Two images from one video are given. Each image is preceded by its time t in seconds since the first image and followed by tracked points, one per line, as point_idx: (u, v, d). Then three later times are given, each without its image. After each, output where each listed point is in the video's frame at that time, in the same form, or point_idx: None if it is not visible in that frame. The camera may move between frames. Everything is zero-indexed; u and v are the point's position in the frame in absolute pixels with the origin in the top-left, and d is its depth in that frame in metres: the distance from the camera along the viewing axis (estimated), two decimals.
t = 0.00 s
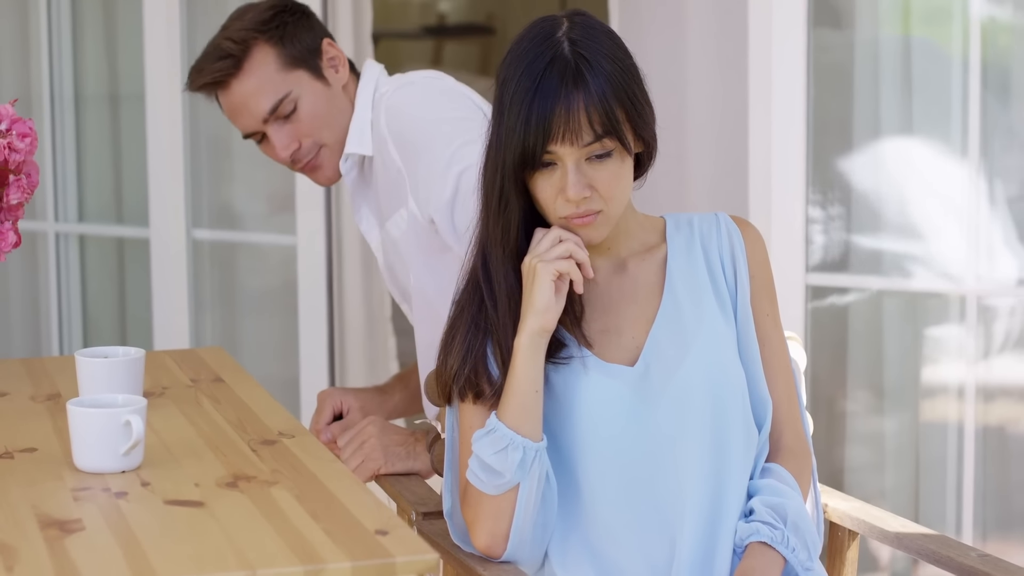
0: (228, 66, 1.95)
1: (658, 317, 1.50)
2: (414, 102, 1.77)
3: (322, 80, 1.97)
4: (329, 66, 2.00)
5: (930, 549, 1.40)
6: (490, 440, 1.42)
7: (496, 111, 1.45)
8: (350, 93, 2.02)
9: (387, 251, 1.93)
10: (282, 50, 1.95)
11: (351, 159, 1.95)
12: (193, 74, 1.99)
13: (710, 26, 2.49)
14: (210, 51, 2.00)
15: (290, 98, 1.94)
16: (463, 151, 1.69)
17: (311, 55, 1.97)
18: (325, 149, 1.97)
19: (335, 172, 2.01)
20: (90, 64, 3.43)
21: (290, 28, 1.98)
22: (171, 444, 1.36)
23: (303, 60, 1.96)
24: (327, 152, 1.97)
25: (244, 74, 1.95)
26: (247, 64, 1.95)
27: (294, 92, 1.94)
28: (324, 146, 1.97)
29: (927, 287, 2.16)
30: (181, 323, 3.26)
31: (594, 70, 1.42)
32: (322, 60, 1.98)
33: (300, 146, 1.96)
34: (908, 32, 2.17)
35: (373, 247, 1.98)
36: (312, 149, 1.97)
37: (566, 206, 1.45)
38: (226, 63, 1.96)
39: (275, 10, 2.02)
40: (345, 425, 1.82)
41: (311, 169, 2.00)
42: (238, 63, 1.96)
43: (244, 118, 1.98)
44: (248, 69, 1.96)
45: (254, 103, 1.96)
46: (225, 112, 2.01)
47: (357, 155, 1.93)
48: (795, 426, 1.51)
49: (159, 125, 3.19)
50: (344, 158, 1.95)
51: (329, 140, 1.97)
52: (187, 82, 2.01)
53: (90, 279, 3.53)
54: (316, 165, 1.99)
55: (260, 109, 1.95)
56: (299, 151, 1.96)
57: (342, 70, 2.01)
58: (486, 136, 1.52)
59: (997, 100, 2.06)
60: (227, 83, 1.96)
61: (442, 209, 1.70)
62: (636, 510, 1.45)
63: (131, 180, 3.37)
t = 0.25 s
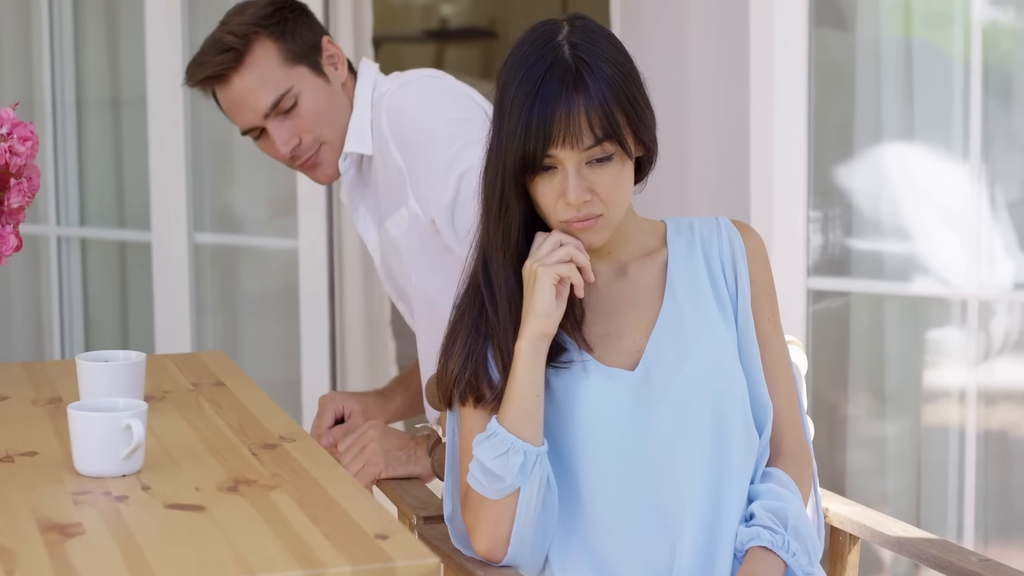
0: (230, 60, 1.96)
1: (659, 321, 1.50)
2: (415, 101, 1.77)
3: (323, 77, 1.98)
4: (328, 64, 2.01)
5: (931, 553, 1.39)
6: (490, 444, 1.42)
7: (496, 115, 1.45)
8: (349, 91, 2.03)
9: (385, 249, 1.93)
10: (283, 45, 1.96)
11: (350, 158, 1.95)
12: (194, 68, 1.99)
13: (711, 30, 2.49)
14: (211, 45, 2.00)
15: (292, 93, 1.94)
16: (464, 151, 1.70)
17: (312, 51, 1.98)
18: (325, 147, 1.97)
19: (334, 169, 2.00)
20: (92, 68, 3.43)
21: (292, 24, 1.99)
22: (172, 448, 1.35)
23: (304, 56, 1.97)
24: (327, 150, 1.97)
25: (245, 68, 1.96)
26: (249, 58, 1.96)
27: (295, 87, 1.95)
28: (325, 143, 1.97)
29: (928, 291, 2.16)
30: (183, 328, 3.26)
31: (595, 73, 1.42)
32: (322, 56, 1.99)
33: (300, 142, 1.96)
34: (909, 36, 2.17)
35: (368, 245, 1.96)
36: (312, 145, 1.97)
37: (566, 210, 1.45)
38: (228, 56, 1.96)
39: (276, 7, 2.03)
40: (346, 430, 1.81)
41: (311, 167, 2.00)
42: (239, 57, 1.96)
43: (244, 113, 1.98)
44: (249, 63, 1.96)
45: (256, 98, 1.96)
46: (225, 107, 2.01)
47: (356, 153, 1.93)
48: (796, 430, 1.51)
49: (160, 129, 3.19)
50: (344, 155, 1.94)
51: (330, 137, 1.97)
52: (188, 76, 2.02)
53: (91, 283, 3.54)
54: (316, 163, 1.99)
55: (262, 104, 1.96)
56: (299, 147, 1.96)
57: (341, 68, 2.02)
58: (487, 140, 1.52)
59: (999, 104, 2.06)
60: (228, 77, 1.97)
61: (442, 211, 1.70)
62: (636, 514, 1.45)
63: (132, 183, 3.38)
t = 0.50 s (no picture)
0: (236, 53, 1.96)
1: (659, 325, 1.50)
2: (421, 102, 1.77)
3: (327, 74, 1.98)
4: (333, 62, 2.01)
5: (931, 558, 1.39)
6: (490, 448, 1.42)
7: (497, 119, 1.45)
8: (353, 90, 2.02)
9: (385, 247, 1.94)
10: (289, 40, 1.96)
11: (352, 158, 1.96)
12: (200, 60, 2.00)
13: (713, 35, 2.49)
14: (217, 38, 2.00)
15: (296, 89, 1.94)
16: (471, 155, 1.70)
17: (317, 48, 1.98)
18: (328, 145, 1.97)
19: (336, 169, 2.01)
20: (94, 72, 3.44)
21: (298, 20, 2.00)
22: (172, 451, 1.36)
23: (310, 52, 1.97)
24: (330, 148, 1.97)
25: (251, 62, 1.96)
26: (255, 52, 1.96)
27: (301, 83, 1.95)
28: (328, 141, 1.96)
29: (929, 294, 2.16)
30: (184, 331, 3.26)
31: (595, 78, 1.42)
32: (328, 54, 1.99)
33: (303, 138, 1.95)
34: (911, 40, 2.17)
35: (368, 244, 1.97)
36: (315, 142, 1.96)
37: (567, 214, 1.45)
38: (233, 50, 1.96)
39: (282, 3, 2.03)
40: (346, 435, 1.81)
41: (313, 164, 1.99)
42: (245, 51, 1.96)
43: (248, 107, 1.98)
44: (254, 57, 1.96)
45: (260, 93, 1.96)
46: (229, 101, 2.01)
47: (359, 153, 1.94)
48: (796, 433, 1.51)
49: (161, 133, 3.19)
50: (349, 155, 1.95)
51: (333, 135, 1.96)
52: (193, 68, 2.02)
53: (92, 286, 3.54)
54: (319, 160, 1.99)
55: (266, 98, 1.95)
56: (302, 143, 1.96)
57: (346, 66, 2.02)
58: (488, 143, 1.52)
59: (1000, 107, 2.05)
60: (233, 70, 1.97)
61: (447, 213, 1.71)
62: (636, 518, 1.45)
63: (134, 186, 3.38)
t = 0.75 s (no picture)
0: (246, 45, 1.97)
1: (657, 327, 1.50)
2: (429, 102, 1.78)
3: (335, 72, 1.98)
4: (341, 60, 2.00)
5: (929, 559, 1.39)
6: (489, 449, 1.42)
7: (495, 121, 1.45)
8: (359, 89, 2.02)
9: (385, 247, 1.93)
10: (298, 35, 1.96)
11: (358, 156, 1.93)
12: (209, 51, 2.00)
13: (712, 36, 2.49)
14: (226, 29, 2.00)
15: (304, 85, 1.94)
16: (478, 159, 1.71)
17: (326, 45, 1.98)
18: (332, 144, 1.96)
19: (341, 167, 2.00)
20: (93, 74, 3.44)
21: (308, 15, 2.00)
22: (170, 453, 1.36)
23: (319, 48, 1.97)
24: (335, 146, 1.96)
25: (260, 55, 1.96)
26: (264, 45, 1.97)
27: (308, 78, 1.95)
28: (332, 140, 1.95)
29: (929, 295, 2.16)
30: (183, 333, 3.26)
31: (593, 79, 1.42)
32: (336, 51, 1.99)
33: (307, 135, 1.94)
34: (909, 42, 2.17)
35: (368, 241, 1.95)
36: (320, 140, 1.95)
37: (565, 215, 1.45)
38: (243, 42, 1.97)
39: None
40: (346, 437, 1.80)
41: (317, 161, 1.98)
42: (254, 43, 1.97)
43: (255, 100, 1.97)
44: (264, 50, 1.97)
45: (267, 86, 1.96)
46: (236, 93, 2.01)
47: (364, 151, 1.91)
48: (794, 435, 1.51)
49: (161, 135, 3.20)
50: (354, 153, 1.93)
51: (338, 134, 1.96)
52: (202, 59, 2.02)
53: (92, 287, 3.54)
54: (323, 157, 1.98)
55: (273, 92, 1.96)
56: (307, 139, 1.95)
57: (354, 65, 2.02)
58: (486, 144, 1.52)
59: (999, 108, 2.05)
60: (241, 62, 1.97)
61: (453, 216, 1.71)
62: (635, 519, 1.45)
63: (133, 188, 3.38)
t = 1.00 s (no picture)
0: (260, 37, 1.96)
1: (657, 328, 1.50)
2: (442, 105, 1.79)
3: (348, 70, 1.99)
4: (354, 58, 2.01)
5: (929, 560, 1.39)
6: (488, 450, 1.42)
7: (495, 121, 1.45)
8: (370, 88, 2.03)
9: (391, 249, 1.90)
10: (314, 30, 1.96)
11: (368, 156, 1.94)
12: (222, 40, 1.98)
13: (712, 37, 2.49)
14: (240, 20, 1.99)
15: (317, 82, 1.94)
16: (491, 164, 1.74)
17: (340, 43, 1.98)
18: (341, 142, 1.97)
19: (348, 166, 2.01)
20: (93, 75, 3.44)
21: (323, 11, 2.00)
22: (170, 453, 1.36)
23: (333, 45, 1.97)
24: (344, 145, 1.97)
25: (274, 49, 1.96)
26: (279, 38, 1.96)
27: (322, 75, 1.95)
28: (341, 138, 1.96)
29: (929, 296, 2.16)
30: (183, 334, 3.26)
31: (593, 80, 1.42)
32: (350, 50, 2.00)
33: (317, 132, 1.95)
34: (909, 42, 2.17)
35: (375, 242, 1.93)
36: (329, 138, 1.95)
37: (565, 216, 1.46)
38: (258, 34, 1.96)
39: None
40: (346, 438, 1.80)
41: (325, 158, 1.99)
42: (269, 36, 1.96)
43: (266, 93, 1.97)
44: (279, 44, 1.96)
45: (280, 80, 1.96)
46: (246, 85, 2.00)
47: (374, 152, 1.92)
48: (794, 435, 1.51)
49: (161, 135, 3.20)
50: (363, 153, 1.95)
51: (348, 133, 1.96)
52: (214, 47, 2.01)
53: (92, 288, 3.54)
54: (331, 155, 1.98)
55: (285, 87, 1.95)
56: (317, 136, 1.95)
57: (366, 64, 2.03)
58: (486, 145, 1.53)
59: (999, 110, 2.05)
60: (255, 54, 1.96)
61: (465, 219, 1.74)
62: (635, 520, 1.45)
63: (133, 189, 3.38)
